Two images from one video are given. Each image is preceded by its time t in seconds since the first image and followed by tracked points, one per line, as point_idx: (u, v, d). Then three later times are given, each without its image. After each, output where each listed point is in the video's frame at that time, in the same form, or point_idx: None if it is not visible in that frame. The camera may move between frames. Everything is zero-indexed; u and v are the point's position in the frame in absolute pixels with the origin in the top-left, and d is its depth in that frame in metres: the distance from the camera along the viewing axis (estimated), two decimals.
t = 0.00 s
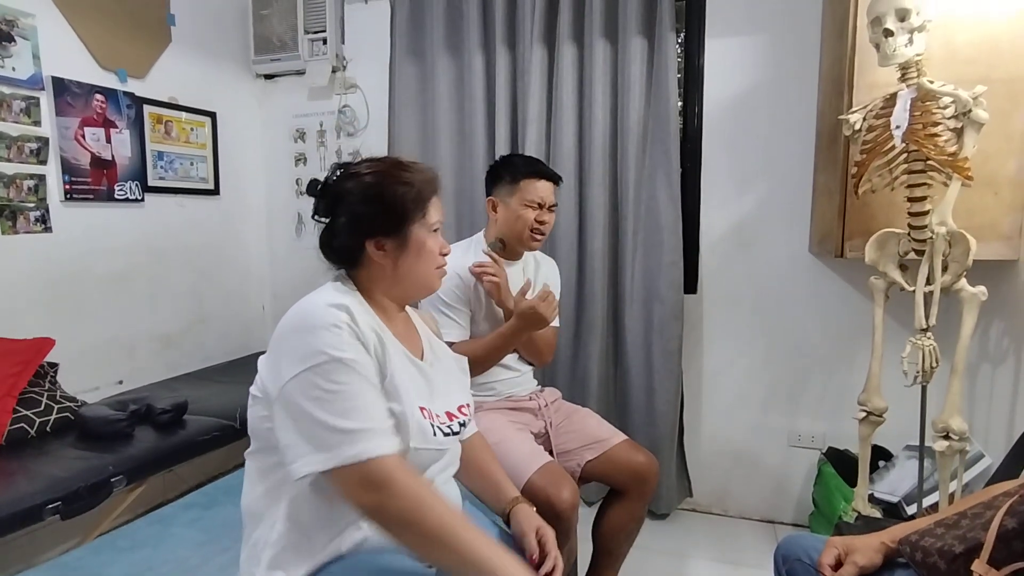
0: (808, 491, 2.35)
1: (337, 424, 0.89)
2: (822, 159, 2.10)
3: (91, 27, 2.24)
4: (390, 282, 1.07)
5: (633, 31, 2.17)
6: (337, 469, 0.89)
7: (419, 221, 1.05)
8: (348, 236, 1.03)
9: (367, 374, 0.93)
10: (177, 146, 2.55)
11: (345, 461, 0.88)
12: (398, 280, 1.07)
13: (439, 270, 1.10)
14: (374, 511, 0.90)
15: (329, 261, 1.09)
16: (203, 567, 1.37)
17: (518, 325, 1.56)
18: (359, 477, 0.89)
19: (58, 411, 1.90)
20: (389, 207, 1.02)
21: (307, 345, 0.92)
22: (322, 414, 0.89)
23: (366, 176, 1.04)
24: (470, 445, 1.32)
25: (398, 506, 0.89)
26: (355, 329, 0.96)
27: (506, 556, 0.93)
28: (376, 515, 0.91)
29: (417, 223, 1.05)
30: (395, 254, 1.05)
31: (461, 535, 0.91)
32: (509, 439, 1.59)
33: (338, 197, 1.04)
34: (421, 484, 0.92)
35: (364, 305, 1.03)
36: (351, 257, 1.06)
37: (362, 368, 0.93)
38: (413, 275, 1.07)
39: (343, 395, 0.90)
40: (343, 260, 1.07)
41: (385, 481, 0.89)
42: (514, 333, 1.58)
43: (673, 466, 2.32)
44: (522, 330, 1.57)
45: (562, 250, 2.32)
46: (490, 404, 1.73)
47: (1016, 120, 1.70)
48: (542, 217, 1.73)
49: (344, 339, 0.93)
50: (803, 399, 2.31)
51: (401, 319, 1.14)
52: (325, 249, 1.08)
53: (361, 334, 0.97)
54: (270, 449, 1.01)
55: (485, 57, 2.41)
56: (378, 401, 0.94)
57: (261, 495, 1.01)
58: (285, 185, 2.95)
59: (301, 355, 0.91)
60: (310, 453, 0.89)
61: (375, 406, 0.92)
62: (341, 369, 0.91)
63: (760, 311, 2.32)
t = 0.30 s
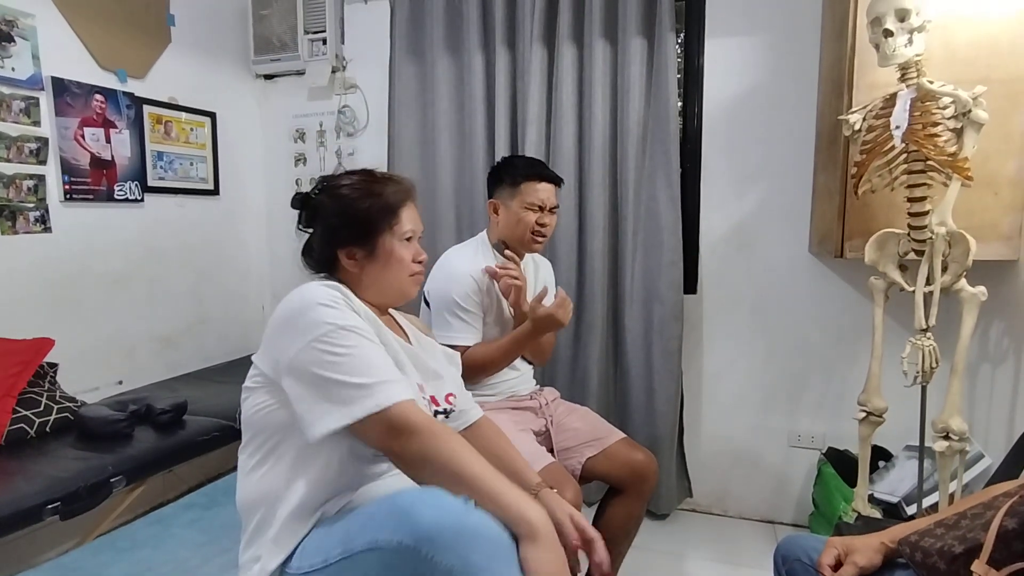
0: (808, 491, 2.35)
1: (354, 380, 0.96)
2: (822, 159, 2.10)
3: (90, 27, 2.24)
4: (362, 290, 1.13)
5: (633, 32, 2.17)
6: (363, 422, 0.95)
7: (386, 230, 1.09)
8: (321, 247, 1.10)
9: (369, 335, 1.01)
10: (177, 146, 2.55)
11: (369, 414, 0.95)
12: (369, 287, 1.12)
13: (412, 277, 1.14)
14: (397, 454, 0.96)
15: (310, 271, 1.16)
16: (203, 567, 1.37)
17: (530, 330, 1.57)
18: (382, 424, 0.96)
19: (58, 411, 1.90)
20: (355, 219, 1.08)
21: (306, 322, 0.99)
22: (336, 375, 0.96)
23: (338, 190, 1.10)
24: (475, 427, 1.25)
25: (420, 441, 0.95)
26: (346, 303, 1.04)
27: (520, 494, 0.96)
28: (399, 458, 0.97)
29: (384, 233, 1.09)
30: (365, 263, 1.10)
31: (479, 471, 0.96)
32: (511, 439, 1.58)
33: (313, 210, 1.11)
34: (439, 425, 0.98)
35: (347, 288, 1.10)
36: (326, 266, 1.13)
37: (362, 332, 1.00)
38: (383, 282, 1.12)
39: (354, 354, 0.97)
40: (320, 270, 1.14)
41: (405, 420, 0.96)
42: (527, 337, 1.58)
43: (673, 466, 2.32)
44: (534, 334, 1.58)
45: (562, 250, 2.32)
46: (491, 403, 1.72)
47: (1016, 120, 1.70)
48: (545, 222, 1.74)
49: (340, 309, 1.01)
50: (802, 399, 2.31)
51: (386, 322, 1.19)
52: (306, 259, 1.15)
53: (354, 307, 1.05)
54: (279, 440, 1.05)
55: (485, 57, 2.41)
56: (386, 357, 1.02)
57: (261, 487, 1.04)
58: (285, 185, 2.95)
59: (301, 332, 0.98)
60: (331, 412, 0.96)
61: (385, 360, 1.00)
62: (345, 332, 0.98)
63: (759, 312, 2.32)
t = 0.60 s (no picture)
0: (808, 491, 2.35)
1: (333, 375, 0.96)
2: (822, 159, 2.10)
3: (90, 27, 2.24)
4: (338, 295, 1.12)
5: (633, 32, 2.17)
6: (344, 416, 0.95)
7: (352, 232, 1.08)
8: (290, 254, 1.11)
9: (348, 329, 1.02)
10: (177, 146, 2.55)
11: (350, 408, 0.95)
12: (344, 290, 1.12)
13: (386, 277, 1.12)
14: (385, 446, 0.97)
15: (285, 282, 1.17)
16: (202, 567, 1.37)
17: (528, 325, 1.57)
18: (363, 418, 0.96)
19: (57, 411, 1.90)
20: (319, 223, 1.08)
21: (284, 319, 0.99)
22: (315, 370, 0.96)
23: (301, 196, 1.10)
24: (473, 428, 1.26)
25: (405, 428, 0.97)
26: (325, 298, 1.04)
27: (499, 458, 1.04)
28: (386, 450, 0.97)
29: (351, 234, 1.09)
30: (335, 266, 1.10)
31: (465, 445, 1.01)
32: (511, 439, 1.58)
33: (280, 218, 1.12)
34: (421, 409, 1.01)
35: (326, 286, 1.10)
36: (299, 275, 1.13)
37: (342, 327, 1.01)
38: (356, 284, 1.11)
39: (332, 348, 0.97)
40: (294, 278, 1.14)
41: (388, 409, 0.97)
42: (526, 332, 1.58)
43: (672, 466, 2.31)
44: (531, 330, 1.57)
45: (562, 250, 2.32)
46: (492, 403, 1.72)
47: (1016, 120, 1.70)
48: (542, 221, 1.74)
49: (318, 304, 1.01)
50: (802, 399, 2.31)
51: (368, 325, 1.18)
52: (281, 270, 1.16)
53: (333, 302, 1.05)
54: (262, 443, 1.05)
55: (484, 57, 2.41)
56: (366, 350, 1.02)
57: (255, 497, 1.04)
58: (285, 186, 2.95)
59: (279, 328, 0.98)
60: (309, 408, 0.96)
61: (364, 353, 1.00)
62: (322, 326, 0.98)
63: (759, 312, 2.32)
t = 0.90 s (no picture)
0: (808, 491, 2.35)
1: (335, 390, 0.95)
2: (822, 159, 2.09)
3: (89, 28, 2.24)
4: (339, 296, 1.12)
5: (632, 32, 2.17)
6: (345, 433, 0.95)
7: (347, 231, 1.08)
8: (287, 258, 1.10)
9: (350, 341, 1.01)
10: (176, 146, 2.55)
11: (352, 424, 0.95)
12: (344, 291, 1.11)
13: (385, 274, 1.11)
14: (387, 465, 0.97)
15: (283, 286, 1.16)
16: (201, 568, 1.37)
17: (529, 319, 1.56)
18: (365, 436, 0.95)
19: (56, 412, 1.89)
20: (313, 223, 1.07)
21: (285, 329, 0.98)
22: (318, 384, 0.95)
23: (293, 198, 1.09)
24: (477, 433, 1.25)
25: (408, 447, 0.97)
26: (327, 307, 1.03)
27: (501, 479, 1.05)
28: (386, 469, 0.97)
29: (346, 233, 1.08)
30: (332, 267, 1.09)
31: (468, 467, 1.01)
32: (510, 439, 1.57)
33: (272, 221, 1.11)
34: (424, 427, 1.01)
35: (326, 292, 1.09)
36: (297, 278, 1.12)
37: (345, 339, 1.00)
38: (357, 285, 1.10)
39: (335, 362, 0.97)
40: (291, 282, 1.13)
41: (391, 428, 0.96)
42: (529, 326, 1.57)
43: (672, 467, 2.31)
44: (532, 324, 1.57)
45: (562, 250, 2.31)
46: (493, 403, 1.72)
47: (1016, 120, 1.69)
48: (536, 216, 1.72)
49: (319, 315, 1.00)
50: (803, 399, 2.31)
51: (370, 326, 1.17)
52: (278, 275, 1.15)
53: (334, 311, 1.04)
54: (260, 452, 1.05)
55: (484, 57, 2.40)
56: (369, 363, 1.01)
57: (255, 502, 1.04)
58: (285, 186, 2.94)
59: (280, 339, 0.97)
60: (310, 423, 0.95)
61: (367, 367, 0.99)
62: (324, 339, 0.98)
63: (759, 312, 2.32)
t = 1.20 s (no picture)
0: (808, 491, 2.35)
1: (349, 405, 0.95)
2: (822, 159, 2.09)
3: (89, 28, 2.24)
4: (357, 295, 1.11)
5: (632, 32, 2.17)
6: (358, 448, 0.95)
7: (368, 230, 1.07)
8: (306, 254, 1.09)
9: (366, 353, 1.00)
10: (176, 146, 2.55)
11: (363, 441, 0.95)
12: (362, 291, 1.10)
13: (405, 274, 1.11)
14: (397, 485, 0.97)
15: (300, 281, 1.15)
16: (201, 567, 1.37)
17: (531, 324, 1.55)
18: (378, 453, 0.95)
19: (56, 411, 1.89)
20: (334, 221, 1.06)
21: (300, 337, 0.97)
22: (332, 398, 0.95)
23: (313, 193, 1.07)
24: (492, 438, 1.25)
25: (420, 469, 0.97)
26: (343, 315, 1.03)
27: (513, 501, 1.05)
28: (396, 489, 0.97)
29: (368, 231, 1.07)
30: (351, 265, 1.09)
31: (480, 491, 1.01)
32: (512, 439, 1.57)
33: (292, 215, 1.09)
34: (437, 448, 1.00)
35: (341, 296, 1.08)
36: (315, 273, 1.12)
37: (361, 350, 1.00)
38: (376, 286, 1.09)
39: (350, 376, 0.96)
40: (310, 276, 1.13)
41: (404, 448, 0.96)
42: (532, 330, 1.56)
43: (673, 466, 2.31)
44: (535, 329, 1.55)
45: (562, 250, 2.31)
46: (493, 403, 1.72)
47: (1016, 120, 1.70)
48: (534, 218, 1.72)
49: (336, 324, 0.99)
50: (803, 399, 2.31)
51: (386, 326, 1.16)
52: (295, 268, 1.14)
53: (350, 319, 1.04)
54: (268, 455, 1.05)
55: (484, 57, 2.41)
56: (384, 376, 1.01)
57: (259, 504, 1.04)
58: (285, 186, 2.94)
59: (295, 347, 0.97)
60: (322, 436, 0.95)
61: (382, 380, 0.99)
62: (340, 350, 0.97)
63: (759, 312, 2.32)
